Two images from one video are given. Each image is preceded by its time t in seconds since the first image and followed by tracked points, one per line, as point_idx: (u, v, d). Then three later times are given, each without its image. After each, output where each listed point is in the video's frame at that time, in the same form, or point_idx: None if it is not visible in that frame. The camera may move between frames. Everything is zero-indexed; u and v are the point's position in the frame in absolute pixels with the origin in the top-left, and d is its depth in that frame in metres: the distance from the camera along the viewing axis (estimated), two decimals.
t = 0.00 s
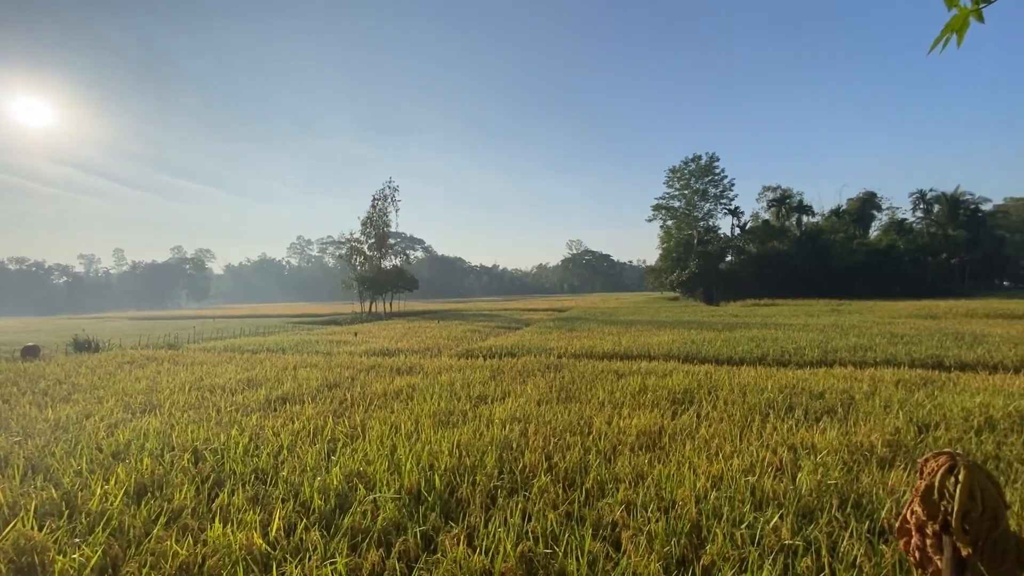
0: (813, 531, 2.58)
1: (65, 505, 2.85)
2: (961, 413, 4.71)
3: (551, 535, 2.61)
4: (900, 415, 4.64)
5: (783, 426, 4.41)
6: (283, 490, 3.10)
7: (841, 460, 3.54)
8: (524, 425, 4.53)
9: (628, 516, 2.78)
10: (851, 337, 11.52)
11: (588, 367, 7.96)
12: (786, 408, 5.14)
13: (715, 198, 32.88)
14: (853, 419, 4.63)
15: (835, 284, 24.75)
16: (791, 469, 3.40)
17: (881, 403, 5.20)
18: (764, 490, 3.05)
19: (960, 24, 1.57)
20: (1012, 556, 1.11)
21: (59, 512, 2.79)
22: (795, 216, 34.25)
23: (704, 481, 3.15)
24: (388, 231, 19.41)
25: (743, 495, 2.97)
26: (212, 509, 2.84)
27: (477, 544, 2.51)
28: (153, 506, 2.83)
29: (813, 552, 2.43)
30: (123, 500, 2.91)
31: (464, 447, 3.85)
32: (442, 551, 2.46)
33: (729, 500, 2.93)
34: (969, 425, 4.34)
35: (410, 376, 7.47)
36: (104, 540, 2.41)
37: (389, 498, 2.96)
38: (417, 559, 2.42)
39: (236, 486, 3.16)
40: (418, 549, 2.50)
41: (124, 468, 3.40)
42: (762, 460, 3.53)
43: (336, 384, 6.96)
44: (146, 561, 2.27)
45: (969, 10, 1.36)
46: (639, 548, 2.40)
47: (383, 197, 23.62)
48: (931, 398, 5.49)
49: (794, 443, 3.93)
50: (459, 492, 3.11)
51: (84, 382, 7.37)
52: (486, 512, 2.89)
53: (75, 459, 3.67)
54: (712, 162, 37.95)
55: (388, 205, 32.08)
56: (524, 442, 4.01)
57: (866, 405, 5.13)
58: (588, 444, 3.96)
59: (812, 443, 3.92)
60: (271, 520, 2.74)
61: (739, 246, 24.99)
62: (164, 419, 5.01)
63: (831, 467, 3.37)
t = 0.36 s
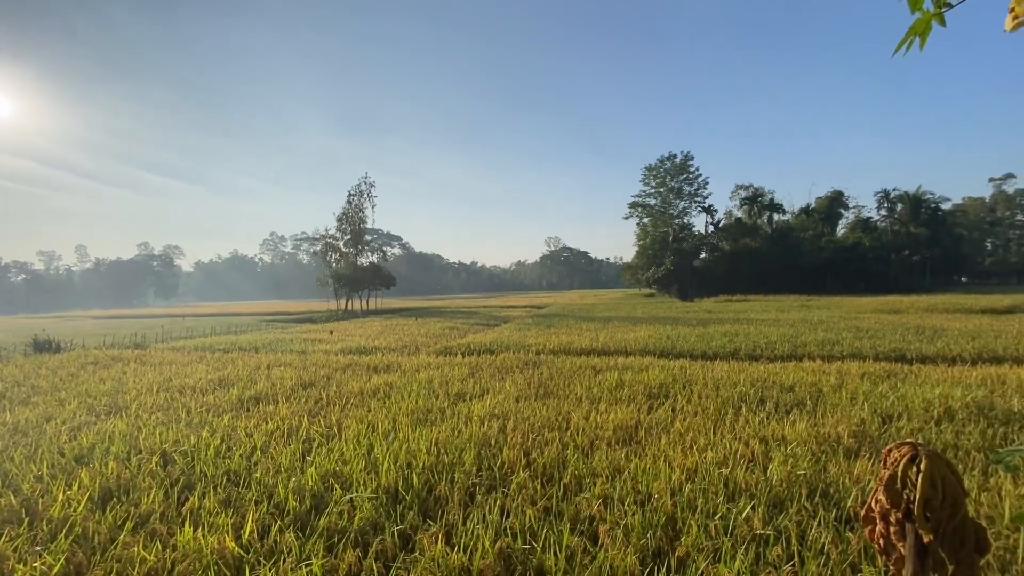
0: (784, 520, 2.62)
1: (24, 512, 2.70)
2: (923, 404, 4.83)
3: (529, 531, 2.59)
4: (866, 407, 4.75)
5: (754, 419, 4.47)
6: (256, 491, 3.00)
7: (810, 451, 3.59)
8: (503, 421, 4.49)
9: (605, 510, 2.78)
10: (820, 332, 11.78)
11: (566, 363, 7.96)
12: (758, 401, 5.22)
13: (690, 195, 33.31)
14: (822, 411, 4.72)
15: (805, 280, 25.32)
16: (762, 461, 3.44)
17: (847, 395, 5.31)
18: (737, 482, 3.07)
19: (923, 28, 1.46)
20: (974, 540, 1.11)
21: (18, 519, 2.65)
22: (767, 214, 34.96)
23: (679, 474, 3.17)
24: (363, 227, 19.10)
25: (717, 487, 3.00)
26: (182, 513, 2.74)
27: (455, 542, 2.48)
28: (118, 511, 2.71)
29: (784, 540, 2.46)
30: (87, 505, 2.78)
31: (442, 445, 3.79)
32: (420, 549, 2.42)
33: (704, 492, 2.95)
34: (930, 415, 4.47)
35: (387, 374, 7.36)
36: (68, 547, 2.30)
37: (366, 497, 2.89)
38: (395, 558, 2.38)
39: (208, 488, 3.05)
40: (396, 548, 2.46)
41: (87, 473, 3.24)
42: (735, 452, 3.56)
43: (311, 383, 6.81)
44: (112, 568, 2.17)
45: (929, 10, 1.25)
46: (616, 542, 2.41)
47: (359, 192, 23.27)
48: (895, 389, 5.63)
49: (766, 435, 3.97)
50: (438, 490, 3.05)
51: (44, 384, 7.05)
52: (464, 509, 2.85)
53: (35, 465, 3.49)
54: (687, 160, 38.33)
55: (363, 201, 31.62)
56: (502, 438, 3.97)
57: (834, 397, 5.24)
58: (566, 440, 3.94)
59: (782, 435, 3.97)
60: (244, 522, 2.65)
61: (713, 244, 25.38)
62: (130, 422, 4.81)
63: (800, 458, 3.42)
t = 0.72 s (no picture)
0: (755, 509, 2.65)
1: None
2: (886, 394, 4.96)
3: (508, 527, 2.56)
4: (832, 397, 4.85)
5: (727, 411, 4.51)
6: (229, 494, 2.88)
7: (779, 441, 3.63)
8: (481, 418, 4.43)
9: (583, 503, 2.78)
10: (790, 325, 12.03)
11: (544, 359, 7.95)
12: (730, 393, 5.28)
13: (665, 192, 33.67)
14: (791, 402, 4.80)
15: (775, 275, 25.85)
16: (734, 451, 3.47)
17: (815, 386, 5.42)
18: (710, 473, 3.09)
19: (888, 29, 1.45)
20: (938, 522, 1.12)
21: None
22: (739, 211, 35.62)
23: (654, 466, 3.17)
24: (337, 223, 18.75)
25: (691, 478, 3.01)
26: (151, 518, 2.62)
27: (434, 539, 2.44)
28: (82, 517, 2.57)
29: (754, 529, 2.50)
30: (49, 513, 2.64)
31: (420, 442, 3.71)
32: (399, 548, 2.37)
33: (678, 483, 2.97)
34: (892, 404, 4.59)
35: (363, 372, 7.23)
36: (29, 557, 2.18)
37: (343, 497, 2.81)
38: (373, 558, 2.32)
39: (178, 491, 2.92)
40: (374, 548, 2.40)
41: (48, 479, 3.07)
42: (708, 444, 3.59)
43: (285, 382, 6.64)
44: None
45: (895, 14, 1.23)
46: (593, 535, 2.41)
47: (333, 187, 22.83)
48: (860, 380, 5.77)
49: (738, 427, 4.01)
50: (416, 488, 2.99)
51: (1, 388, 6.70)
52: (442, 506, 2.79)
53: None
54: (661, 157, 38.66)
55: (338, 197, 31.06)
56: (481, 434, 3.91)
57: (802, 388, 5.34)
58: (544, 435, 3.90)
59: (754, 426, 4.01)
60: (216, 526, 2.56)
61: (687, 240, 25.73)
62: (94, 425, 4.60)
63: (770, 448, 3.46)
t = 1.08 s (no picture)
0: (729, 497, 2.66)
1: None
2: (851, 382, 5.06)
3: (487, 522, 2.52)
4: (802, 387, 4.93)
5: (701, 402, 4.54)
6: (200, 497, 2.76)
7: (751, 431, 3.66)
8: (459, 414, 4.35)
9: (562, 496, 2.75)
10: (761, 318, 12.26)
11: (522, 354, 7.90)
12: (704, 385, 5.33)
13: (640, 187, 33.93)
14: (762, 393, 4.86)
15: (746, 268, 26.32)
16: (708, 441, 3.48)
17: (785, 377, 5.50)
18: (685, 463, 3.08)
19: (855, 29, 1.42)
20: (903, 507, 1.10)
21: None
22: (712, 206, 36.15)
23: (632, 458, 3.15)
24: (310, 219, 18.34)
25: (666, 469, 3.00)
26: (118, 524, 2.49)
27: (412, 537, 2.38)
28: (42, 526, 2.42)
29: (728, 517, 2.51)
30: (7, 522, 2.48)
31: (397, 440, 3.62)
32: (377, 547, 2.32)
33: (655, 474, 2.96)
34: (858, 392, 4.69)
35: (339, 371, 7.08)
36: None
37: (320, 497, 2.72)
38: (351, 558, 2.26)
39: (146, 496, 2.78)
40: (352, 547, 2.34)
41: (6, 487, 2.89)
42: (682, 435, 3.59)
43: (258, 382, 6.45)
44: None
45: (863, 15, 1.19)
46: (572, 528, 2.38)
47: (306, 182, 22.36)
48: (827, 370, 5.89)
49: (711, 418, 4.03)
50: (394, 486, 2.90)
51: None
52: (421, 504, 2.72)
53: None
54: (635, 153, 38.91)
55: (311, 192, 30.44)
56: (459, 431, 3.83)
57: (773, 379, 5.42)
58: (523, 430, 3.85)
59: (726, 417, 4.04)
60: (187, 530, 2.45)
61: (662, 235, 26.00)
62: (55, 429, 4.37)
63: (743, 438, 3.48)
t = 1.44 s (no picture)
0: (705, 488, 2.66)
1: None
2: (820, 374, 5.13)
3: (468, 519, 2.46)
4: (775, 379, 4.97)
5: (678, 395, 4.54)
6: (172, 501, 2.64)
7: (726, 422, 3.67)
8: (440, 411, 4.27)
9: (542, 491, 2.70)
10: (735, 312, 12.41)
11: (501, 350, 7.83)
12: (681, 378, 5.34)
13: (618, 183, 34.12)
14: (736, 384, 4.90)
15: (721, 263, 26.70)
16: (684, 433, 3.47)
17: (757, 369, 5.55)
18: (663, 455, 3.07)
19: (825, 29, 1.39)
20: (872, 493, 1.13)
21: None
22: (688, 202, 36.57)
23: (610, 451, 3.12)
24: (284, 214, 17.91)
25: (645, 461, 2.98)
26: (85, 532, 2.37)
27: (393, 536, 2.32)
28: (3, 535, 2.28)
29: (705, 506, 2.51)
30: None
31: (377, 439, 3.51)
32: (356, 547, 2.26)
33: (633, 467, 2.93)
34: (827, 382, 4.76)
35: (316, 369, 6.90)
36: None
37: (298, 498, 2.62)
38: (330, 559, 2.20)
39: (115, 502, 2.65)
40: (331, 548, 2.28)
41: None
42: (659, 427, 3.57)
43: (231, 382, 6.24)
44: None
45: (834, 16, 1.16)
46: (553, 522, 2.35)
47: (280, 176, 21.82)
48: (799, 361, 5.97)
49: (688, 410, 4.03)
50: (373, 485, 2.82)
51: None
52: (402, 502, 2.65)
53: None
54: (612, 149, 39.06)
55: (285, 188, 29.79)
56: (439, 428, 3.74)
57: (747, 371, 5.46)
58: (503, 426, 3.78)
59: (702, 409, 4.04)
60: (158, 536, 2.34)
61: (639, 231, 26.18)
62: (15, 435, 4.14)
63: (719, 429, 3.49)
